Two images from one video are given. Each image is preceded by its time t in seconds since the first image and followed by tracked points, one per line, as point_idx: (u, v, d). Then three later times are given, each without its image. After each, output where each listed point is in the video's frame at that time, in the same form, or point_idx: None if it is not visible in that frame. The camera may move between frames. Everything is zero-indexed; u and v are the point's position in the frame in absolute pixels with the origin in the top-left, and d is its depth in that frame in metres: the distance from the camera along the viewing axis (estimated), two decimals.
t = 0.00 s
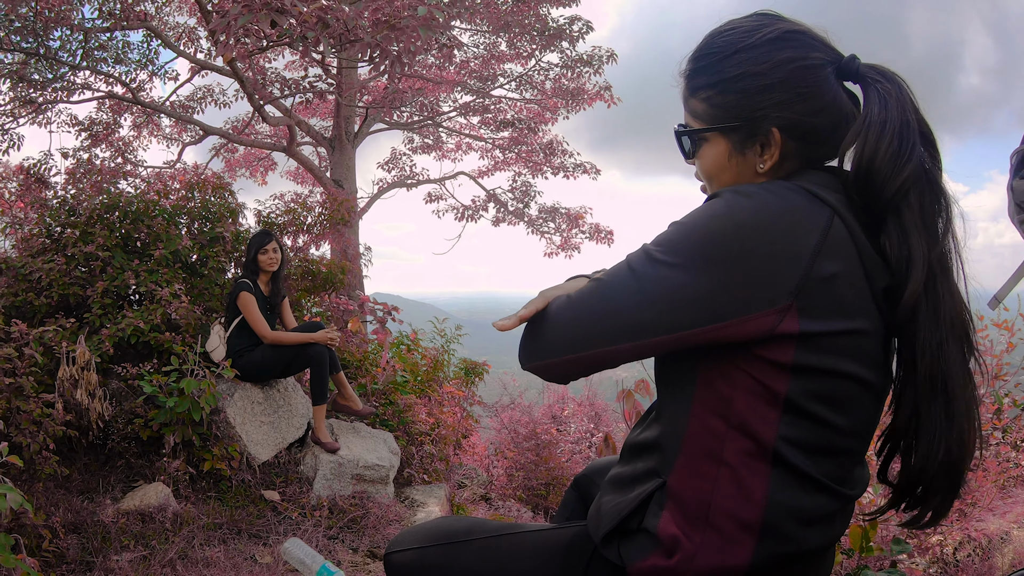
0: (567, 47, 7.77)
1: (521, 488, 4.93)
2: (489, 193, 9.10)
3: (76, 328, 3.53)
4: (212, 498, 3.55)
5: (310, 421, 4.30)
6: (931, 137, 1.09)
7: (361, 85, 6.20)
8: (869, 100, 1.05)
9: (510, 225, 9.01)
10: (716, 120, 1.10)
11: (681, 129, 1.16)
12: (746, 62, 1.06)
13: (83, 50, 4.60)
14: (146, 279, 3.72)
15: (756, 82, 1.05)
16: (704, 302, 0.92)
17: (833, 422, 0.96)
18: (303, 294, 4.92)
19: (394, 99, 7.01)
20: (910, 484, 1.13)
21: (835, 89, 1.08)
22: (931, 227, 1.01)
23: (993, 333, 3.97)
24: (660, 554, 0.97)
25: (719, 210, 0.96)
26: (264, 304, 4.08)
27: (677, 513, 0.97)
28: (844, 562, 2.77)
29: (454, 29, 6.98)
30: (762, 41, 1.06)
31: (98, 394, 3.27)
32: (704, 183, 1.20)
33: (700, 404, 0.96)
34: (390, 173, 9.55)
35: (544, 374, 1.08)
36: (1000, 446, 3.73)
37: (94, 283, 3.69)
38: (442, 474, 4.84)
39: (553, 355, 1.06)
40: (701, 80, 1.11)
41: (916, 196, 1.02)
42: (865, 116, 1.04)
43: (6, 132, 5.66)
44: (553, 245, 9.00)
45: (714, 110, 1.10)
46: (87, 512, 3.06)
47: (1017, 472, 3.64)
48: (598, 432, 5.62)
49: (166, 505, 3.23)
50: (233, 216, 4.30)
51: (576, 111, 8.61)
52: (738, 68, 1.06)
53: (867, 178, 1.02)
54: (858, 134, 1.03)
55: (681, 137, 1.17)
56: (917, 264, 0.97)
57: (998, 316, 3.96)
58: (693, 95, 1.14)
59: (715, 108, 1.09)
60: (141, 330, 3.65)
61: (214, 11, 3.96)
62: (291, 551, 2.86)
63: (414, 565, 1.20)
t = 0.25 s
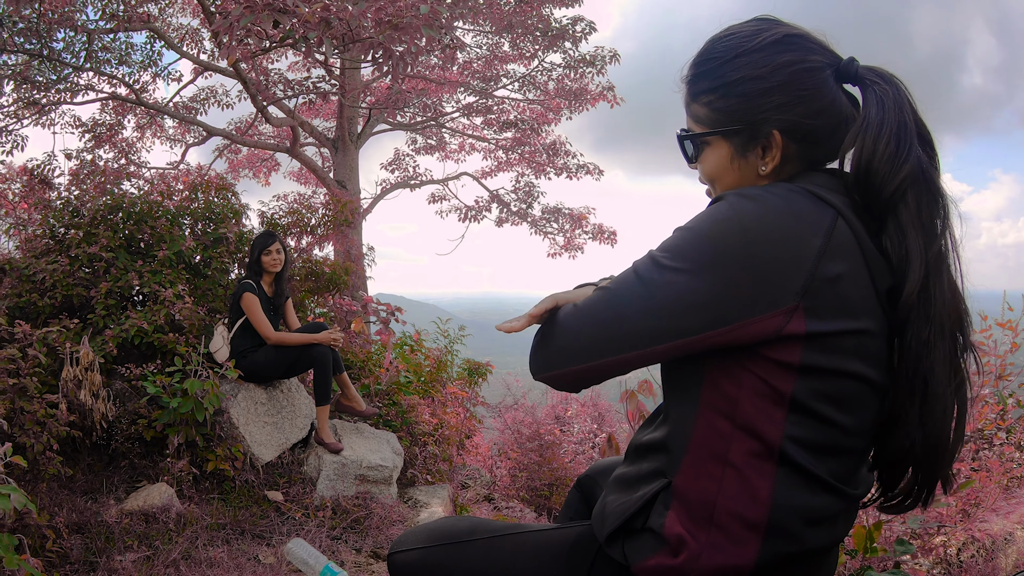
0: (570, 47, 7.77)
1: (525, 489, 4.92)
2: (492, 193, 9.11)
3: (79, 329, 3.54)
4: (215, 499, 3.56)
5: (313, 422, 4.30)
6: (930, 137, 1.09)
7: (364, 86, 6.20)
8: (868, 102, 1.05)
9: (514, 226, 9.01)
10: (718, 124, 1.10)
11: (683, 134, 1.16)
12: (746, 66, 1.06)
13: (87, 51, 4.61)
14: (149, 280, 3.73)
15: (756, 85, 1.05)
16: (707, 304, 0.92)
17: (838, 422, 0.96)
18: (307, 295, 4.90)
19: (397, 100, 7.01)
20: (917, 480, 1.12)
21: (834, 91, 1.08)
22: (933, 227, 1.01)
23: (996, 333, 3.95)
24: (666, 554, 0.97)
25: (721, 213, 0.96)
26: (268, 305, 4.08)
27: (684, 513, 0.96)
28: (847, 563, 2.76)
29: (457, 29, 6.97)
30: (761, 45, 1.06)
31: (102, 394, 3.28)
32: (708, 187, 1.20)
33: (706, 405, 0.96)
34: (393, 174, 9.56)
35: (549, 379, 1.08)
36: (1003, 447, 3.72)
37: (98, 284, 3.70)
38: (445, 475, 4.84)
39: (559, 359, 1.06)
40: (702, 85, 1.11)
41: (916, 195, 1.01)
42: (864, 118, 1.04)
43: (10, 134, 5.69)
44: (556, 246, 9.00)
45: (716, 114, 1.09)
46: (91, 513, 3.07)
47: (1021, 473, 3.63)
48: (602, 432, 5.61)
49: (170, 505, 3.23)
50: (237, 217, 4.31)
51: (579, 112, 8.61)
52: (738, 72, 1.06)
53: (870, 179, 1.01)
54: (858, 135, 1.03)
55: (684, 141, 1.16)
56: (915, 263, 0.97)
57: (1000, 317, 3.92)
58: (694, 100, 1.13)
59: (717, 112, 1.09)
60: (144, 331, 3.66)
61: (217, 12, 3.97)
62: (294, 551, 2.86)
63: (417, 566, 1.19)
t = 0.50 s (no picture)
0: (572, 48, 7.76)
1: (527, 489, 4.92)
2: (495, 194, 9.11)
3: (82, 330, 3.55)
4: (218, 499, 3.56)
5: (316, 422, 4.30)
6: (929, 136, 1.08)
7: (367, 87, 6.20)
8: (866, 101, 1.04)
9: (516, 226, 9.01)
10: (717, 125, 1.09)
11: (683, 135, 1.16)
12: (743, 67, 1.05)
13: (90, 52, 4.63)
14: (152, 281, 3.73)
15: (755, 86, 1.04)
16: (707, 304, 0.91)
17: (839, 423, 0.95)
18: (310, 296, 4.91)
19: (400, 100, 7.01)
20: (918, 477, 1.12)
21: (833, 91, 1.07)
22: (934, 226, 1.00)
23: (999, 334, 3.93)
24: (665, 555, 0.96)
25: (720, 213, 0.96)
26: (271, 306, 4.08)
27: (683, 514, 0.96)
28: (850, 564, 2.75)
29: (460, 30, 6.97)
30: (758, 45, 1.05)
31: (104, 395, 3.29)
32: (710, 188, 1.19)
33: (706, 406, 0.95)
34: (396, 174, 9.57)
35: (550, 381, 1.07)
36: (1006, 448, 3.71)
37: (101, 285, 3.70)
38: (447, 476, 4.84)
39: (559, 361, 1.05)
40: (701, 86, 1.11)
41: (915, 194, 1.01)
42: (862, 117, 1.03)
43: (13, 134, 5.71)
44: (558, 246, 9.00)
45: (715, 116, 1.09)
46: (94, 513, 3.07)
47: None
48: (604, 433, 5.60)
49: (172, 505, 3.23)
50: (240, 218, 4.31)
51: (582, 113, 8.60)
52: (737, 73, 1.06)
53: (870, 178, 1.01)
54: (856, 135, 1.03)
55: (684, 143, 1.16)
56: (916, 261, 0.96)
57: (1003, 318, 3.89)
58: (694, 102, 1.13)
59: (716, 113, 1.08)
60: (147, 331, 3.66)
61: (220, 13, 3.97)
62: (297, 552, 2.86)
63: (418, 567, 1.19)
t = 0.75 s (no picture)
0: (574, 49, 7.76)
1: (529, 490, 4.91)
2: (497, 195, 9.11)
3: (84, 330, 3.55)
4: (219, 500, 3.56)
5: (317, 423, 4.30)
6: (932, 138, 1.08)
7: (369, 88, 6.20)
8: (868, 103, 1.04)
9: (518, 227, 9.00)
10: (719, 127, 1.09)
11: (685, 138, 1.15)
12: (745, 69, 1.05)
13: (92, 53, 4.64)
14: (154, 281, 3.74)
15: (758, 87, 1.04)
16: (712, 307, 0.91)
17: (844, 427, 0.95)
18: (312, 296, 4.91)
19: (402, 101, 7.01)
20: (923, 478, 1.11)
21: (836, 92, 1.07)
22: (937, 227, 1.00)
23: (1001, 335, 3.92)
24: (668, 557, 0.96)
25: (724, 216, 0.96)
26: (272, 306, 4.09)
27: (687, 517, 0.96)
28: (852, 565, 2.75)
29: (462, 31, 6.98)
30: (760, 47, 1.05)
31: (106, 395, 3.29)
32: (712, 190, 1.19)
33: (712, 410, 0.95)
34: (398, 175, 9.57)
35: (551, 385, 1.06)
36: (1008, 449, 3.70)
37: (102, 285, 3.71)
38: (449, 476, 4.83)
39: (561, 365, 1.04)
40: (702, 89, 1.10)
41: (918, 196, 1.00)
42: (865, 118, 1.03)
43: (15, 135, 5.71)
44: (560, 247, 9.00)
45: (717, 118, 1.08)
46: (95, 513, 3.07)
47: None
48: (606, 434, 5.59)
49: (174, 506, 3.23)
50: (242, 218, 4.32)
51: (583, 113, 8.60)
52: (739, 75, 1.05)
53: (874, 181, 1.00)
54: (860, 136, 1.02)
55: (687, 146, 1.15)
56: (920, 263, 0.96)
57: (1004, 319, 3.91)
58: (696, 105, 1.13)
59: (719, 116, 1.08)
60: (148, 332, 3.66)
61: (222, 13, 3.98)
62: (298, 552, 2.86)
63: (419, 569, 1.19)
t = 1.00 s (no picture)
0: (575, 50, 7.77)
1: (529, 491, 4.91)
2: (498, 196, 9.12)
3: (84, 330, 3.55)
4: (220, 500, 3.56)
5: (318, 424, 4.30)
6: (935, 137, 1.07)
7: (370, 88, 6.21)
8: (871, 102, 1.04)
9: (519, 228, 9.01)
10: (721, 128, 1.09)
11: (688, 139, 1.15)
12: (747, 70, 1.05)
13: (93, 53, 4.64)
14: (154, 282, 3.74)
15: (760, 88, 1.04)
16: (715, 307, 0.91)
17: (848, 429, 0.94)
18: (312, 297, 4.91)
19: (403, 102, 7.01)
20: (928, 479, 1.11)
21: (838, 92, 1.06)
22: (941, 227, 1.00)
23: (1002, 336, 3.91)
24: (669, 560, 0.96)
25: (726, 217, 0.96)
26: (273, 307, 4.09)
27: (690, 520, 0.95)
28: (852, 566, 2.75)
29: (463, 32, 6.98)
30: (762, 47, 1.05)
31: (106, 395, 3.29)
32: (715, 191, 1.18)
33: (714, 412, 0.95)
34: (398, 176, 9.58)
35: (552, 387, 1.06)
36: (1009, 450, 3.70)
37: (103, 285, 3.71)
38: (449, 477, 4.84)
39: (563, 368, 1.04)
40: (705, 90, 1.11)
41: (922, 196, 1.00)
42: (868, 118, 1.03)
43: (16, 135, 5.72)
44: (561, 248, 9.01)
45: (720, 118, 1.08)
46: (96, 514, 3.07)
47: None
48: (607, 435, 5.59)
49: (174, 506, 3.23)
50: (242, 219, 4.32)
51: (584, 114, 8.60)
52: (741, 76, 1.05)
53: (877, 180, 1.00)
54: (862, 136, 1.02)
55: (689, 147, 1.15)
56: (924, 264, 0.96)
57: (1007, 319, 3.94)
58: (698, 106, 1.13)
59: (722, 116, 1.08)
60: (149, 332, 3.66)
61: (223, 14, 3.98)
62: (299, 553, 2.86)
63: (420, 570, 1.19)
